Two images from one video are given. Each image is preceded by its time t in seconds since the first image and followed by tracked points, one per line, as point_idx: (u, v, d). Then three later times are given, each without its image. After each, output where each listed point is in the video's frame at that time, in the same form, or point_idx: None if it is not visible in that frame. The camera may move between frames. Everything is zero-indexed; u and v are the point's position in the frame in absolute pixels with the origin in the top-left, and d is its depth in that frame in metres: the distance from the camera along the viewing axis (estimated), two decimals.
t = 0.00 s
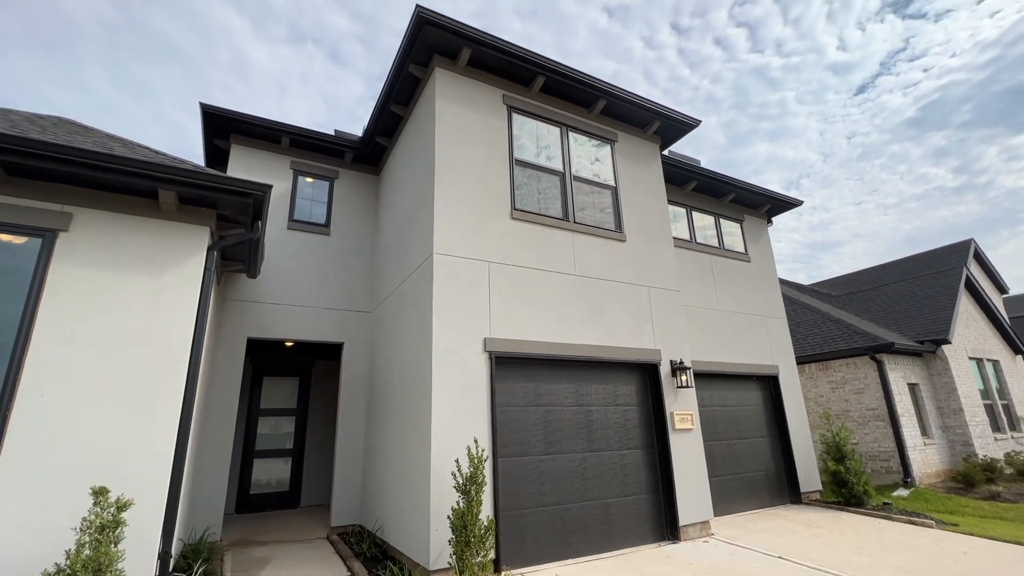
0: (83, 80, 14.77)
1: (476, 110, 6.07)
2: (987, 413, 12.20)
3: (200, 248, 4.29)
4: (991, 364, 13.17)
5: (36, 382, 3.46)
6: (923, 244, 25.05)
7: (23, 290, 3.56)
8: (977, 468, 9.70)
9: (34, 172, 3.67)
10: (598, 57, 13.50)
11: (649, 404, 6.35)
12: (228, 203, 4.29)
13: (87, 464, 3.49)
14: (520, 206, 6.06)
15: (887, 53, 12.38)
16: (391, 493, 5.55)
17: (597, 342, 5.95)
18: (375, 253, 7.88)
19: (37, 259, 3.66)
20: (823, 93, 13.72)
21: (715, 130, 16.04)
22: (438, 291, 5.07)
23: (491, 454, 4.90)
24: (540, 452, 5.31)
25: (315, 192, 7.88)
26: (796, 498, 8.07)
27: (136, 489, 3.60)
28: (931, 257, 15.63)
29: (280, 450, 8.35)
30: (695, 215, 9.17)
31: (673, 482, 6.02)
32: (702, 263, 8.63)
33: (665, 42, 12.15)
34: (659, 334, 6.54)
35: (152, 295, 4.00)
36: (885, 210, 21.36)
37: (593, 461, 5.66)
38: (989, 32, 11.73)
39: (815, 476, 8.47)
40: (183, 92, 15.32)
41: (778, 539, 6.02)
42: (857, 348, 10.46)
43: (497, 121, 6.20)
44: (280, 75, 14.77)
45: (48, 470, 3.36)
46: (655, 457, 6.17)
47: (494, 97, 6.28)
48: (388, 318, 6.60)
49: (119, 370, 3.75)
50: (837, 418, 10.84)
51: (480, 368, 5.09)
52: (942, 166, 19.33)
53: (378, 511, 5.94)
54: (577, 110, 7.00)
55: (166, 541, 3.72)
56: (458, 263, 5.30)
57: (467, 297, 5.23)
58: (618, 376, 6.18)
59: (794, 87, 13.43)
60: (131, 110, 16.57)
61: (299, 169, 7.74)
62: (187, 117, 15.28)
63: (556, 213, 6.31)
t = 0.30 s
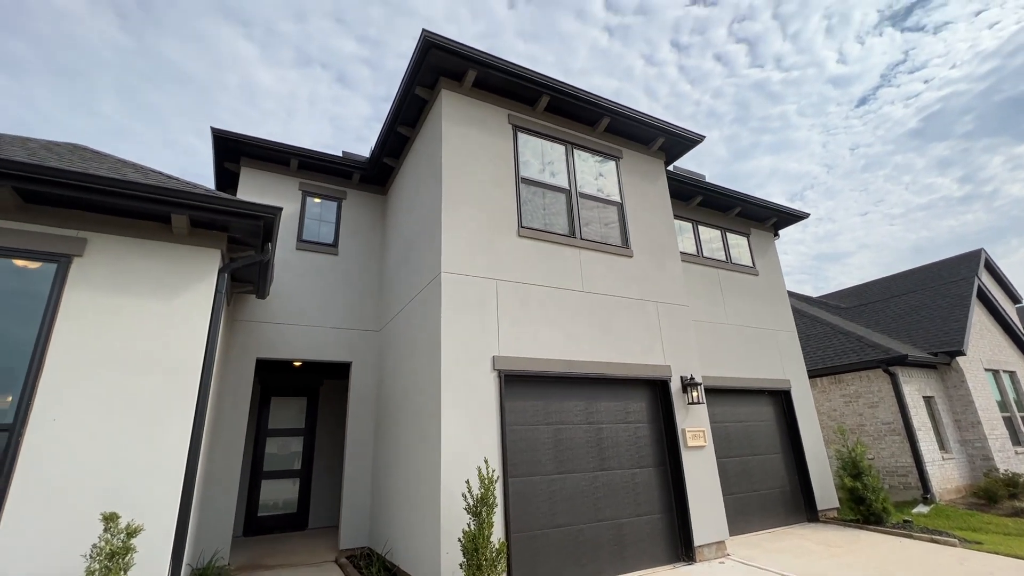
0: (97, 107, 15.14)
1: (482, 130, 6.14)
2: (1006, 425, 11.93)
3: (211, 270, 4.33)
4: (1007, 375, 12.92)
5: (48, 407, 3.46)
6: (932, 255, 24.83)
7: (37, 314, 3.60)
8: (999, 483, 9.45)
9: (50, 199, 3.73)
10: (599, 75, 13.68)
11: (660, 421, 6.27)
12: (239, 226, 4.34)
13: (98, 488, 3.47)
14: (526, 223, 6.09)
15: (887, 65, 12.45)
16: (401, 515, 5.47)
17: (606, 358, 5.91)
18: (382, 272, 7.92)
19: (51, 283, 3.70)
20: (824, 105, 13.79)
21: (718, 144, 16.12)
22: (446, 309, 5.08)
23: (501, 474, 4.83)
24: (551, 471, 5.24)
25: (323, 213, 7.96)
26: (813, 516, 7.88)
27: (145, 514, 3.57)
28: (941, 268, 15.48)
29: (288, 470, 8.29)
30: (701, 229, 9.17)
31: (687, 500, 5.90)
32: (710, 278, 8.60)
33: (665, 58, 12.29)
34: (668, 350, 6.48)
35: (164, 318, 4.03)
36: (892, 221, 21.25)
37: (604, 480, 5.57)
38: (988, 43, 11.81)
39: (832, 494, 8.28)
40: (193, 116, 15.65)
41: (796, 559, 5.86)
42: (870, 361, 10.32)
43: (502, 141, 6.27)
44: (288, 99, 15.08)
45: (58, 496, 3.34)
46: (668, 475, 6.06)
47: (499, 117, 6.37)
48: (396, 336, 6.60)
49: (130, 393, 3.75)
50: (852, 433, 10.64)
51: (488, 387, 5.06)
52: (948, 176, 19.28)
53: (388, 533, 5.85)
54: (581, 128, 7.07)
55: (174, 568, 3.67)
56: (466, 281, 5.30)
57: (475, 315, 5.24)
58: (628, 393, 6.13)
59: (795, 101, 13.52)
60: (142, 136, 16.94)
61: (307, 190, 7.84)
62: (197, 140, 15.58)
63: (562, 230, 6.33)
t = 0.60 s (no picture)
0: (113, 130, 15.53)
1: (490, 146, 6.21)
2: None
3: (225, 289, 4.38)
4: None
5: (66, 426, 3.49)
6: (946, 262, 24.47)
7: (56, 334, 3.65)
8: None
9: (70, 222, 3.82)
10: (604, 89, 13.81)
11: (674, 436, 6.18)
12: (253, 245, 4.40)
13: (114, 508, 3.48)
14: (535, 237, 6.11)
15: (892, 73, 12.44)
16: (413, 533, 5.42)
17: (618, 372, 5.86)
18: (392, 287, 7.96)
19: (70, 304, 3.77)
20: (830, 114, 13.76)
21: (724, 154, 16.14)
22: (457, 324, 5.09)
23: (514, 491, 4.79)
24: (564, 487, 5.18)
25: (333, 230, 8.05)
26: (833, 531, 7.69)
27: (160, 535, 3.57)
28: (957, 275, 15.25)
29: (299, 487, 8.27)
30: (710, 240, 9.14)
31: (703, 516, 5.79)
32: (720, 289, 8.54)
33: (669, 71, 12.40)
34: (681, 362, 6.43)
35: (180, 338, 4.08)
36: (903, 228, 21.03)
37: (619, 496, 5.48)
38: (995, 48, 11.76)
39: (852, 508, 8.09)
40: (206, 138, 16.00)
41: None
42: (886, 371, 10.14)
43: (510, 156, 6.33)
44: (298, 118, 15.37)
45: (76, 515, 3.35)
46: (683, 491, 5.96)
47: (507, 133, 6.44)
48: (407, 352, 6.61)
49: (146, 412, 3.78)
50: (870, 445, 10.42)
51: (500, 402, 5.04)
52: (959, 181, 19.09)
53: (400, 551, 5.80)
54: (588, 142, 7.12)
55: None
56: (476, 296, 5.32)
57: (486, 329, 5.24)
58: (640, 406, 6.06)
59: (800, 110, 13.53)
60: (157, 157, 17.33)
61: (318, 208, 7.95)
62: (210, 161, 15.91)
63: (571, 243, 6.35)
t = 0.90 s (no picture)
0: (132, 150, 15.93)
1: (502, 157, 6.26)
2: None
3: (243, 303, 4.45)
4: None
5: (91, 440, 3.55)
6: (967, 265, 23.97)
7: (81, 349, 3.74)
8: None
9: (95, 240, 3.92)
10: (612, 98, 13.87)
11: (692, 445, 6.10)
12: (271, 260, 4.47)
13: (137, 520, 3.52)
14: (548, 246, 6.13)
15: (904, 75, 12.32)
16: (430, 545, 5.39)
17: (634, 380, 5.82)
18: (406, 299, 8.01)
19: (95, 319, 3.85)
20: (842, 117, 13.64)
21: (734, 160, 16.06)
22: (472, 334, 5.11)
23: (531, 502, 4.75)
24: (582, 499, 5.12)
25: (347, 243, 8.15)
26: (859, 543, 7.49)
27: (182, 548, 3.59)
28: (979, 278, 14.91)
29: (315, 499, 8.29)
30: (724, 247, 9.07)
31: (724, 528, 5.67)
32: (736, 296, 8.46)
33: (677, 79, 12.44)
34: (697, 371, 6.36)
35: (200, 352, 4.14)
36: (920, 231, 20.68)
37: (637, 507, 5.41)
38: (1010, 48, 11.59)
39: (878, 519, 7.87)
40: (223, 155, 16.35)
41: None
42: (909, 377, 9.92)
43: (522, 167, 6.37)
44: (311, 133, 15.65)
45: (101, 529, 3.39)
46: (703, 502, 5.87)
47: (518, 144, 6.49)
48: (421, 363, 6.63)
49: (167, 426, 3.83)
50: (894, 453, 10.17)
51: (516, 412, 5.02)
52: (977, 183, 18.76)
53: (417, 564, 5.77)
54: (599, 151, 7.14)
55: None
56: (491, 307, 5.34)
57: (500, 340, 5.24)
58: (657, 416, 6.00)
59: (811, 114, 13.43)
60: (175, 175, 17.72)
61: (332, 222, 8.06)
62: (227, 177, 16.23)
63: (584, 252, 6.35)
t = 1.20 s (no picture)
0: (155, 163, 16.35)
1: (517, 164, 6.29)
2: None
3: (266, 313, 4.53)
4: None
5: (121, 447, 3.65)
6: (995, 263, 23.29)
7: (112, 358, 3.85)
8: None
9: (124, 253, 4.04)
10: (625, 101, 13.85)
11: (714, 451, 6.02)
12: (292, 270, 4.55)
13: (166, 527, 3.60)
14: (564, 252, 6.13)
15: (924, 70, 12.07)
16: (450, 552, 5.40)
17: (653, 385, 5.77)
18: (423, 306, 8.07)
19: (125, 330, 3.96)
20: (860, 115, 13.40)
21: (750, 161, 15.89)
22: (490, 340, 5.13)
23: (552, 509, 4.73)
24: (602, 505, 5.09)
25: (365, 252, 8.24)
26: (889, 552, 7.27)
27: (210, 554, 3.66)
28: (1009, 277, 14.46)
29: (336, 506, 8.36)
30: (742, 249, 8.96)
31: (749, 535, 5.57)
32: (755, 299, 8.35)
33: (690, 80, 12.38)
34: (718, 375, 6.27)
35: (226, 361, 4.23)
36: (945, 229, 20.17)
37: (658, 514, 5.35)
38: None
39: (909, 527, 7.65)
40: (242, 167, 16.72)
41: None
42: (937, 380, 9.64)
43: (537, 173, 6.39)
44: (327, 144, 15.93)
45: (132, 534, 3.48)
46: (726, 508, 5.78)
47: (533, 150, 6.52)
48: (439, 370, 6.66)
49: (194, 434, 3.91)
50: (924, 458, 9.90)
51: (534, 419, 5.01)
52: (1003, 178, 18.26)
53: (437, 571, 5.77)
54: (613, 156, 7.14)
55: None
56: (508, 313, 5.35)
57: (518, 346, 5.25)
58: (677, 421, 5.94)
59: (827, 113, 13.21)
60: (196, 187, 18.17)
61: (350, 231, 8.17)
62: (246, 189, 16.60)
63: (600, 257, 6.33)
